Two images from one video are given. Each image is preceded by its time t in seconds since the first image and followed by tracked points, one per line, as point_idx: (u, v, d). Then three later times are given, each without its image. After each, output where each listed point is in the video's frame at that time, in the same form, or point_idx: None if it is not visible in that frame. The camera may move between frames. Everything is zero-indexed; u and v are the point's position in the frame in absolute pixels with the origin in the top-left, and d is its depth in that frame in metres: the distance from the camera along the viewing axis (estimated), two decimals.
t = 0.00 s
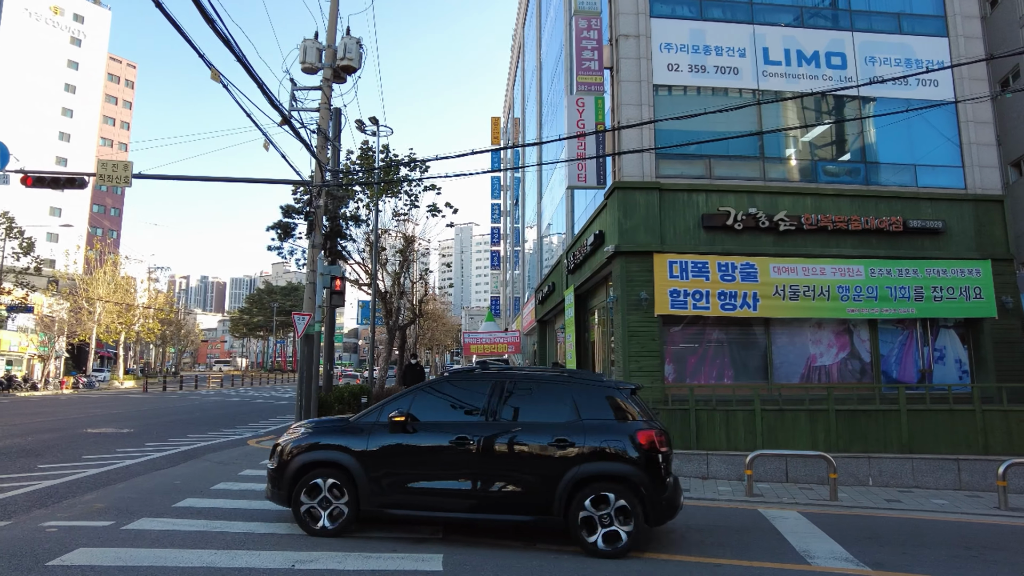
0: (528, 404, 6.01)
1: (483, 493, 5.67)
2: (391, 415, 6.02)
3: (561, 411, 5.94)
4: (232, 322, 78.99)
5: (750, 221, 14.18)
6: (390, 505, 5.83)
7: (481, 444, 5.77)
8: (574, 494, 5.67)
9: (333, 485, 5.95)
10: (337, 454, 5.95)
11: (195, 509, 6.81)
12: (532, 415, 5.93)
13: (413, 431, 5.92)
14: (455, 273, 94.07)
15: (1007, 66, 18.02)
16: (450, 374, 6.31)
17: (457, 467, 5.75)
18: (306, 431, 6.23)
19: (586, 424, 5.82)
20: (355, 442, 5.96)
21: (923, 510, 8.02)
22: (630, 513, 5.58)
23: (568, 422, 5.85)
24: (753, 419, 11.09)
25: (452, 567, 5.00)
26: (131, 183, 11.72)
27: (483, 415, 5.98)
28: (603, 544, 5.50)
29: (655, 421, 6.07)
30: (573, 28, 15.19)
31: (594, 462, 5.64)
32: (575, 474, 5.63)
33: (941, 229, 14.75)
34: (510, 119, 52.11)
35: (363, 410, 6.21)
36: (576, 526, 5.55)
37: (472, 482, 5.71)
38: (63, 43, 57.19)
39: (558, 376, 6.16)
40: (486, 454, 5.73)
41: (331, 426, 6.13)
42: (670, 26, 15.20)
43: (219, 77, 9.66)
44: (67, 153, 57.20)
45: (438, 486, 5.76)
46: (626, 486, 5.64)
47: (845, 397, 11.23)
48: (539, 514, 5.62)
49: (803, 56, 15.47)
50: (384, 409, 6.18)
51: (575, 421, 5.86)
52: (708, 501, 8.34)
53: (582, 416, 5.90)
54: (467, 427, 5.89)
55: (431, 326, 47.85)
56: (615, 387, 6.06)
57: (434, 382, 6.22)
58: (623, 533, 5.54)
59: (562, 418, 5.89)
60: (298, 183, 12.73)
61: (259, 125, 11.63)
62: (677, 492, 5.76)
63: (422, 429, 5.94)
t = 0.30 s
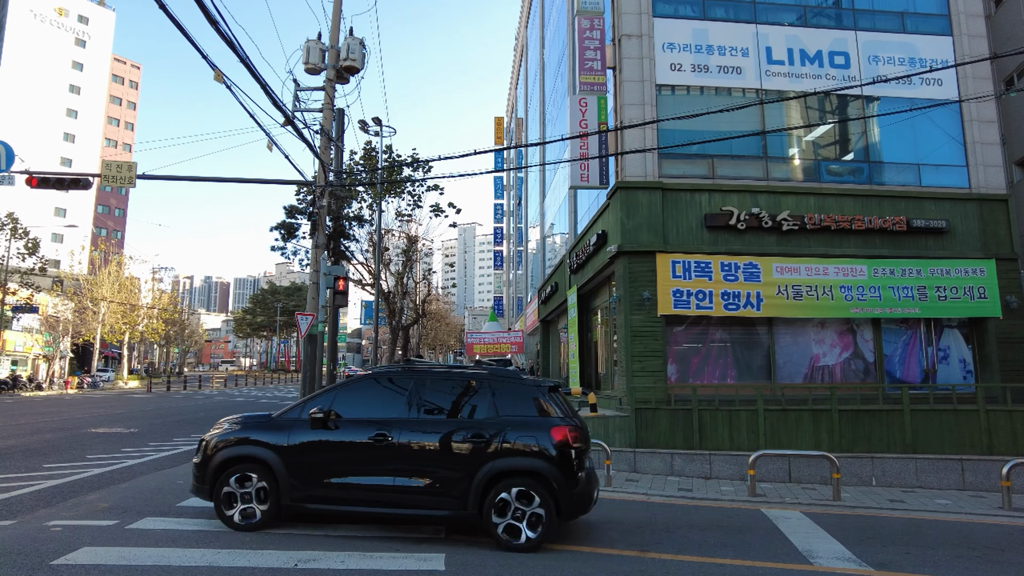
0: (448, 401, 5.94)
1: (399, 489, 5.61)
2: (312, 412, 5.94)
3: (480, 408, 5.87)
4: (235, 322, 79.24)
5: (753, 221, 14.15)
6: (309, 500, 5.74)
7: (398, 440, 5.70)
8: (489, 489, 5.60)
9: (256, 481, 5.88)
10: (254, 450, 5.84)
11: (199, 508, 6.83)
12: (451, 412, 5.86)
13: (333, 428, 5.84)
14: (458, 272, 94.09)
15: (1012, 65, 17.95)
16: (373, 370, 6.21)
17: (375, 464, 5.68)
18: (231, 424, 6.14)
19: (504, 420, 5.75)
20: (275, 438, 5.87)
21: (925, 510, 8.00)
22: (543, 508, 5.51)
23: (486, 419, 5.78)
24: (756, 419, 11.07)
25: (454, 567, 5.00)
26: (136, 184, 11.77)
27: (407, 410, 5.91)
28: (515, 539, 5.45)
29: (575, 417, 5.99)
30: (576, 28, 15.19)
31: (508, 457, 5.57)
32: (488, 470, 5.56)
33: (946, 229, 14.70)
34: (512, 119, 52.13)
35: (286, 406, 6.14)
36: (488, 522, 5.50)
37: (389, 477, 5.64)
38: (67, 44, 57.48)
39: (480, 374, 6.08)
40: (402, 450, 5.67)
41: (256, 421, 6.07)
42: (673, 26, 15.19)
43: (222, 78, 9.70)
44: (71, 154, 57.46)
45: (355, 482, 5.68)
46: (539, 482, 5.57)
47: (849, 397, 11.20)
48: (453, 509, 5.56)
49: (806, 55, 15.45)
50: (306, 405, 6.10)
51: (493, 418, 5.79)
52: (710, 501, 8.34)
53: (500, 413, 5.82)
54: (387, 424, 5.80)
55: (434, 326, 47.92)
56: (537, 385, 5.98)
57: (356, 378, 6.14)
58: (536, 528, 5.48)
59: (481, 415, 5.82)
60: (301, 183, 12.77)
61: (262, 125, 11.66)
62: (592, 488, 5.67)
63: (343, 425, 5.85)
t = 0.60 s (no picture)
0: (356, 398, 5.96)
1: (305, 484, 5.62)
2: (220, 407, 5.91)
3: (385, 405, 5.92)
4: (235, 322, 79.25)
5: (752, 221, 14.15)
6: (218, 494, 5.72)
7: (303, 436, 5.71)
8: (393, 484, 5.64)
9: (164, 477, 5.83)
10: (161, 444, 5.79)
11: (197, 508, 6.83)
12: (357, 409, 5.89)
13: (242, 424, 5.82)
14: (458, 272, 94.09)
15: (1012, 64, 17.94)
16: (284, 368, 6.21)
17: (280, 461, 5.67)
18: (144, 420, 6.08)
19: (409, 418, 5.80)
20: (184, 433, 5.83)
21: (925, 510, 8.00)
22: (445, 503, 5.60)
23: (391, 416, 5.82)
24: (755, 418, 11.07)
25: (453, 567, 5.01)
26: (136, 184, 11.78)
27: (314, 407, 5.92)
28: (416, 533, 5.53)
29: (482, 413, 6.10)
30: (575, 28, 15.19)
31: (413, 453, 5.64)
32: (393, 465, 5.60)
33: (946, 229, 14.70)
34: (512, 119, 52.12)
35: (197, 402, 6.11)
36: (391, 515, 5.54)
37: (296, 473, 5.65)
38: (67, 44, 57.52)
39: (389, 371, 6.12)
40: (306, 448, 5.67)
41: (169, 416, 6.03)
42: (673, 26, 15.19)
43: (222, 78, 9.70)
44: (71, 154, 57.40)
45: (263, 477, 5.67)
46: (443, 477, 5.64)
47: (849, 397, 11.20)
48: (356, 504, 5.58)
49: (806, 55, 15.45)
50: (216, 401, 6.07)
51: (399, 415, 5.83)
52: (710, 501, 8.34)
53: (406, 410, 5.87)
54: (294, 420, 5.81)
55: (434, 325, 47.92)
56: (445, 383, 6.05)
57: (266, 375, 6.14)
58: (437, 522, 5.56)
59: (388, 412, 5.86)
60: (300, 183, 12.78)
61: (261, 125, 11.67)
62: (496, 483, 5.78)
63: (253, 421, 5.84)
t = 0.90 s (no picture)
0: (255, 394, 6.02)
1: (202, 479, 5.68)
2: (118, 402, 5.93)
3: (281, 401, 5.99)
4: (235, 322, 79.20)
5: (752, 221, 14.17)
6: (113, 491, 5.75)
7: (199, 432, 5.76)
8: (290, 479, 5.71)
9: (57, 474, 5.82)
10: (54, 441, 5.80)
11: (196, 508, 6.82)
12: (252, 406, 5.95)
13: (140, 420, 5.87)
14: (457, 272, 94.03)
15: (1011, 64, 17.96)
16: (185, 363, 6.23)
17: (180, 457, 5.72)
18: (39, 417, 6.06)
19: (304, 414, 5.88)
20: (80, 429, 5.86)
21: (924, 510, 7.99)
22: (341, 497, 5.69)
23: (286, 413, 5.89)
24: (754, 418, 11.07)
25: (452, 567, 5.01)
26: (134, 184, 11.76)
27: (212, 403, 5.97)
28: (311, 526, 5.62)
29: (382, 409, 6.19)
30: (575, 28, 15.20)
31: (308, 449, 5.71)
32: (289, 460, 5.67)
33: (945, 228, 14.72)
34: (512, 118, 52.09)
35: (96, 398, 6.13)
36: (286, 510, 5.62)
37: (192, 468, 5.70)
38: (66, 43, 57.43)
39: (286, 367, 6.17)
40: (200, 443, 5.73)
41: (68, 412, 6.03)
42: (673, 26, 15.19)
43: (221, 77, 9.68)
44: (70, 153, 57.29)
45: (159, 472, 5.72)
46: (339, 471, 5.73)
47: (848, 397, 11.21)
48: (253, 498, 5.65)
49: (805, 55, 15.46)
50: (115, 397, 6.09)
51: (295, 411, 5.91)
52: (708, 500, 8.35)
53: (302, 406, 5.94)
54: (189, 416, 5.86)
55: (434, 325, 47.90)
56: (343, 379, 6.11)
57: (165, 371, 6.15)
58: (332, 516, 5.66)
59: (285, 408, 5.93)
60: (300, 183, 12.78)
61: (260, 125, 11.67)
62: (393, 477, 5.89)
63: (152, 416, 5.88)
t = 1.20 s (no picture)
0: (144, 389, 6.00)
1: (87, 476, 5.67)
2: None
3: (173, 395, 5.99)
4: (234, 321, 79.10)
5: (751, 221, 14.17)
6: None
7: (84, 428, 5.75)
8: (178, 474, 5.75)
9: None
10: None
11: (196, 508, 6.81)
12: (144, 399, 5.94)
13: (23, 416, 5.79)
14: (456, 272, 93.99)
15: (1010, 64, 17.98)
16: (73, 358, 6.14)
17: (67, 452, 5.70)
18: None
19: (195, 407, 5.90)
20: None
21: (924, 510, 7.99)
22: (231, 492, 5.75)
23: (178, 407, 5.91)
24: (753, 418, 11.08)
25: (452, 566, 5.01)
26: (134, 183, 11.74)
27: (98, 398, 5.93)
28: (200, 520, 5.68)
29: (276, 404, 6.27)
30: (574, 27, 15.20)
31: (199, 444, 5.76)
32: (178, 455, 5.72)
33: (944, 229, 14.72)
34: (511, 118, 52.07)
35: None
36: (175, 505, 5.67)
37: (78, 464, 5.69)
38: (66, 43, 57.36)
39: (182, 361, 6.16)
40: (90, 440, 5.72)
41: None
42: (672, 26, 15.19)
43: (220, 77, 9.67)
44: (69, 153, 57.25)
45: (42, 469, 5.67)
46: (229, 466, 5.78)
47: (848, 397, 11.21)
48: (142, 493, 5.68)
49: (804, 55, 15.46)
50: None
51: (185, 406, 5.92)
52: (707, 500, 8.37)
53: (193, 400, 5.95)
54: (74, 412, 5.82)
55: (433, 325, 47.92)
56: (235, 374, 6.14)
57: (51, 367, 6.05)
58: (222, 510, 5.73)
59: (174, 403, 5.94)
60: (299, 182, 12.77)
61: (259, 124, 11.66)
62: (285, 472, 5.95)
63: (37, 413, 5.81)
